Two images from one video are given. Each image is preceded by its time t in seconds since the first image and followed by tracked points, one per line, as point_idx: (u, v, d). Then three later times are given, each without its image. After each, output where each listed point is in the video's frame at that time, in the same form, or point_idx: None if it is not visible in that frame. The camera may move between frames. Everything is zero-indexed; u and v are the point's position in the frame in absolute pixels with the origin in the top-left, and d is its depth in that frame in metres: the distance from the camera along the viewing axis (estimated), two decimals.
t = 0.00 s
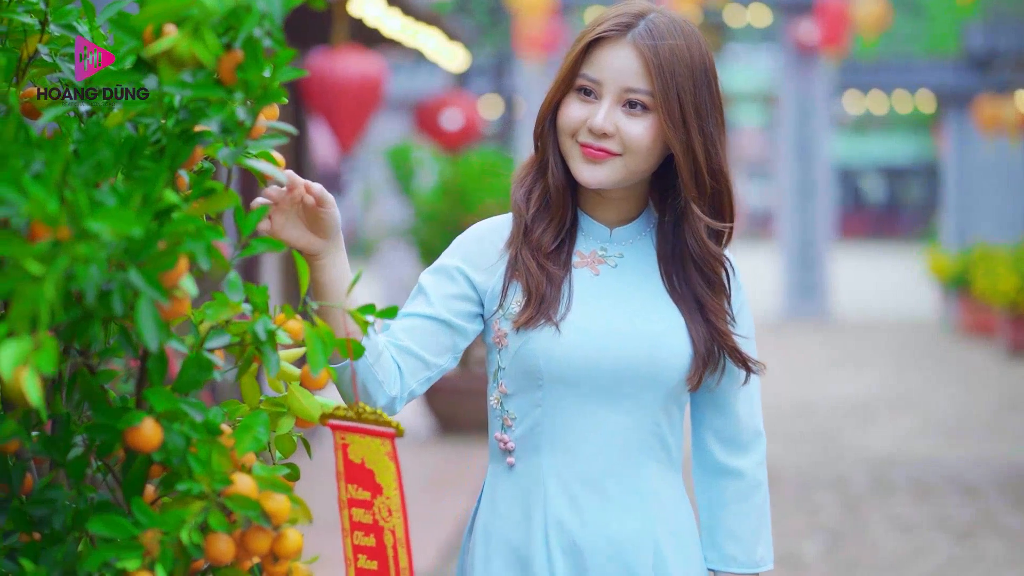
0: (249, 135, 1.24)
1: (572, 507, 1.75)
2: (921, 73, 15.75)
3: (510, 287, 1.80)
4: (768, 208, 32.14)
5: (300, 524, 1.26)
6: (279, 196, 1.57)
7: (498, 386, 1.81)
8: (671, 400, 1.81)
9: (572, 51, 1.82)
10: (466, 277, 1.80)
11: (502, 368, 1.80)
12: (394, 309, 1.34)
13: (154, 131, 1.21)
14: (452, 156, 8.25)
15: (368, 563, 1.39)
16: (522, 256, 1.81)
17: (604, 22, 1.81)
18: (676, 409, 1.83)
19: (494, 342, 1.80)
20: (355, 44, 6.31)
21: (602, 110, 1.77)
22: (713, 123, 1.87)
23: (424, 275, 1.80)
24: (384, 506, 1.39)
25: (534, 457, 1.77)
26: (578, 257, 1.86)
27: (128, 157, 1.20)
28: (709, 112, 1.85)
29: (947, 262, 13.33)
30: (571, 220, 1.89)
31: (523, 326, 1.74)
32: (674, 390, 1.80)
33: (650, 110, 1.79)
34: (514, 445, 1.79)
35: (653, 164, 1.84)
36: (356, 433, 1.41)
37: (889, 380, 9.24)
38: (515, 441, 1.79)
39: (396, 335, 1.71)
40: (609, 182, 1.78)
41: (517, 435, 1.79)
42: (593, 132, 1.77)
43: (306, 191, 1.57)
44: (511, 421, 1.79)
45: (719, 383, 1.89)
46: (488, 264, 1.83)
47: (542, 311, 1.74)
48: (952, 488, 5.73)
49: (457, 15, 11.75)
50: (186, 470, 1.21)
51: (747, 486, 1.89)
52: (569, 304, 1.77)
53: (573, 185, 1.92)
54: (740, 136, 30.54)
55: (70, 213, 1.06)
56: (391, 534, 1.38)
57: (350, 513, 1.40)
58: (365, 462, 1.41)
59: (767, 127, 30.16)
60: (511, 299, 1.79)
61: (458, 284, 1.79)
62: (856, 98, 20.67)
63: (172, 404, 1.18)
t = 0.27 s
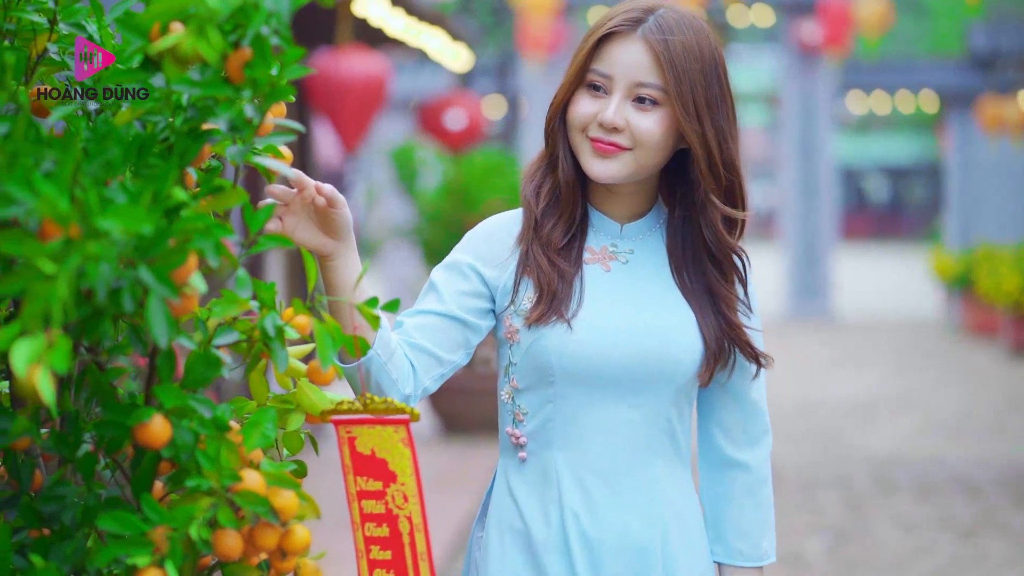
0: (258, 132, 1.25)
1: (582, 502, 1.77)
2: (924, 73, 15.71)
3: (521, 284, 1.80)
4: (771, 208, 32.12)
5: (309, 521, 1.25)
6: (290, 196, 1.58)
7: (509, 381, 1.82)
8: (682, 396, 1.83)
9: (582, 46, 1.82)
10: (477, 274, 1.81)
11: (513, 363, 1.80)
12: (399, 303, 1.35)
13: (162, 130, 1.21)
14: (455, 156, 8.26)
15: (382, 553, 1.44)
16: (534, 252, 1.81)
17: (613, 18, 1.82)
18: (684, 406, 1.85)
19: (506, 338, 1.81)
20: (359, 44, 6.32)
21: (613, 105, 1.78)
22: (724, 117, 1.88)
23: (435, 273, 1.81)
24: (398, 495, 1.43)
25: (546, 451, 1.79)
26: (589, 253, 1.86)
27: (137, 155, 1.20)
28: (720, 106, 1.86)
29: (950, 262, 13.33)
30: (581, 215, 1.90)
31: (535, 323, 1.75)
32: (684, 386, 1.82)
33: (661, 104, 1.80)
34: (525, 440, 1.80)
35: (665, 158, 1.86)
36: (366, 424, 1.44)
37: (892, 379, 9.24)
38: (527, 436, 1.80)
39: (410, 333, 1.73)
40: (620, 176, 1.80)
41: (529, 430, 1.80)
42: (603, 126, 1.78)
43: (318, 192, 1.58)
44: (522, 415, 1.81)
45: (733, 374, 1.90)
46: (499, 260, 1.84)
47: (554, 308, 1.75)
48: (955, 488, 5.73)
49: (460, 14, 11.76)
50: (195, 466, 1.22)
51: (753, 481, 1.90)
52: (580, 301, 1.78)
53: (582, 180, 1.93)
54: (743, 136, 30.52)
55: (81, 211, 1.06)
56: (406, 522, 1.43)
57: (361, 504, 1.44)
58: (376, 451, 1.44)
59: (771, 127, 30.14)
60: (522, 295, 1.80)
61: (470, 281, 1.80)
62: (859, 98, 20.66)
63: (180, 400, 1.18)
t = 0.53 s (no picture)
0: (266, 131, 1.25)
1: (592, 497, 1.78)
2: (927, 73, 15.69)
3: (533, 282, 1.81)
4: (775, 209, 32.12)
5: (316, 517, 1.28)
6: (303, 191, 1.59)
7: (521, 378, 1.83)
8: (691, 393, 1.84)
9: (590, 42, 1.83)
10: (489, 270, 1.82)
11: (525, 361, 1.82)
12: (406, 296, 1.36)
13: (170, 128, 1.22)
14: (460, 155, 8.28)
15: (376, 544, 1.43)
16: (545, 249, 1.82)
17: (621, 13, 1.82)
18: (695, 402, 1.86)
19: (517, 335, 1.83)
20: (364, 45, 6.34)
21: (621, 100, 1.79)
22: (734, 110, 1.88)
23: (448, 271, 1.83)
24: (399, 487, 1.42)
25: (556, 448, 1.80)
26: (601, 250, 1.87)
27: (146, 154, 1.21)
28: (731, 98, 1.86)
29: (953, 262, 13.34)
30: (591, 211, 1.91)
31: (547, 321, 1.76)
32: (695, 381, 1.82)
33: (671, 96, 1.81)
34: (535, 436, 1.81)
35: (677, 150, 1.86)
36: (372, 419, 1.43)
37: (895, 379, 9.25)
38: (537, 433, 1.81)
39: (423, 331, 1.75)
40: (629, 172, 1.80)
41: (539, 427, 1.81)
42: (613, 121, 1.79)
43: (331, 186, 1.58)
44: (533, 413, 1.82)
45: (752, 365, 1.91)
46: (511, 258, 1.85)
47: (566, 306, 1.76)
48: (958, 487, 5.74)
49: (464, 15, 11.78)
50: (204, 462, 1.23)
51: (763, 474, 1.91)
52: (592, 299, 1.79)
53: (591, 176, 1.93)
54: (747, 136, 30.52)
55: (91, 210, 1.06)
56: (406, 513, 1.42)
57: (357, 495, 1.43)
58: (377, 445, 1.43)
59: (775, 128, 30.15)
60: (535, 293, 1.81)
61: (482, 278, 1.81)
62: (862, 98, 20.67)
63: (188, 397, 1.19)
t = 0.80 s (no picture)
0: (274, 131, 1.26)
1: (599, 497, 1.79)
2: (931, 73, 15.59)
3: (541, 281, 1.83)
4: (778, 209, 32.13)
5: (323, 516, 1.29)
6: (316, 191, 1.60)
7: (529, 377, 1.85)
8: (700, 393, 1.84)
9: (596, 42, 1.84)
10: (500, 269, 1.83)
11: (534, 360, 1.83)
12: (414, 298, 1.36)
13: (179, 129, 1.23)
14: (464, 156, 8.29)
15: (370, 546, 1.42)
16: (554, 249, 1.83)
17: (626, 14, 1.84)
18: (702, 401, 1.86)
19: (525, 334, 1.84)
20: (369, 46, 6.35)
21: (629, 99, 1.80)
22: (740, 108, 1.89)
23: (459, 270, 1.84)
24: (398, 488, 1.42)
25: (564, 447, 1.81)
26: (609, 251, 1.88)
27: (155, 154, 1.22)
28: (737, 96, 1.87)
29: (957, 263, 13.34)
30: (599, 210, 1.91)
31: (557, 321, 1.77)
32: (703, 381, 1.83)
33: (677, 94, 1.81)
34: (543, 436, 1.83)
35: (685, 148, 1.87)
36: (365, 423, 1.42)
37: (899, 380, 9.26)
38: (545, 432, 1.83)
39: (434, 330, 1.76)
40: (638, 170, 1.81)
41: (547, 427, 1.83)
42: (620, 120, 1.80)
43: (345, 186, 1.59)
44: (541, 412, 1.84)
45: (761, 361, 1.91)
46: (520, 257, 1.85)
47: (574, 306, 1.77)
48: (962, 487, 5.75)
49: (469, 16, 11.79)
50: (213, 461, 1.24)
51: (770, 473, 1.92)
52: (601, 298, 1.80)
53: (599, 177, 1.94)
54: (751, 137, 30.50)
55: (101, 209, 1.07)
56: (402, 515, 1.42)
57: (350, 499, 1.42)
58: (374, 447, 1.43)
59: (779, 129, 30.15)
60: (544, 294, 1.82)
61: (493, 278, 1.82)
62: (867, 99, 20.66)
63: (197, 396, 1.20)
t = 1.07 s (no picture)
0: (283, 133, 1.27)
1: (604, 496, 1.79)
2: (936, 74, 15.59)
3: (548, 281, 1.84)
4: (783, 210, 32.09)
5: (330, 515, 1.29)
6: (325, 192, 1.61)
7: (536, 377, 1.85)
8: (706, 392, 1.85)
9: (598, 43, 1.85)
10: (508, 269, 1.84)
11: (541, 360, 1.84)
12: (419, 295, 1.37)
13: (188, 130, 1.24)
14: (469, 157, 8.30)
15: (383, 542, 1.44)
16: (560, 250, 1.84)
17: (626, 14, 1.85)
18: (708, 402, 1.87)
19: (533, 334, 1.85)
20: (374, 47, 6.36)
21: (632, 98, 1.80)
22: (742, 105, 1.90)
23: (467, 271, 1.85)
24: (412, 483, 1.44)
25: (571, 447, 1.82)
26: (616, 251, 1.88)
27: (164, 155, 1.22)
28: (739, 93, 1.88)
29: (961, 264, 13.33)
30: (604, 211, 1.92)
31: (564, 321, 1.78)
32: (708, 380, 1.83)
33: (681, 94, 1.82)
34: (550, 435, 1.84)
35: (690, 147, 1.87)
36: (381, 418, 1.44)
37: (903, 380, 9.25)
38: (552, 432, 1.84)
39: (443, 330, 1.77)
40: (645, 169, 1.81)
41: (554, 426, 1.83)
42: (625, 120, 1.80)
43: (355, 188, 1.60)
44: (547, 411, 1.84)
45: (766, 361, 1.92)
46: (528, 257, 1.87)
47: (581, 306, 1.78)
48: (966, 487, 5.75)
49: (473, 17, 11.80)
50: (221, 460, 1.24)
51: (775, 472, 1.92)
52: (608, 297, 1.81)
53: (605, 177, 1.95)
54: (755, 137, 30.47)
55: (110, 209, 1.08)
56: (416, 510, 1.44)
57: (364, 494, 1.44)
58: (388, 442, 1.44)
59: (783, 130, 30.12)
60: (551, 294, 1.83)
61: (500, 278, 1.84)
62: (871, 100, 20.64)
63: (205, 396, 1.21)
